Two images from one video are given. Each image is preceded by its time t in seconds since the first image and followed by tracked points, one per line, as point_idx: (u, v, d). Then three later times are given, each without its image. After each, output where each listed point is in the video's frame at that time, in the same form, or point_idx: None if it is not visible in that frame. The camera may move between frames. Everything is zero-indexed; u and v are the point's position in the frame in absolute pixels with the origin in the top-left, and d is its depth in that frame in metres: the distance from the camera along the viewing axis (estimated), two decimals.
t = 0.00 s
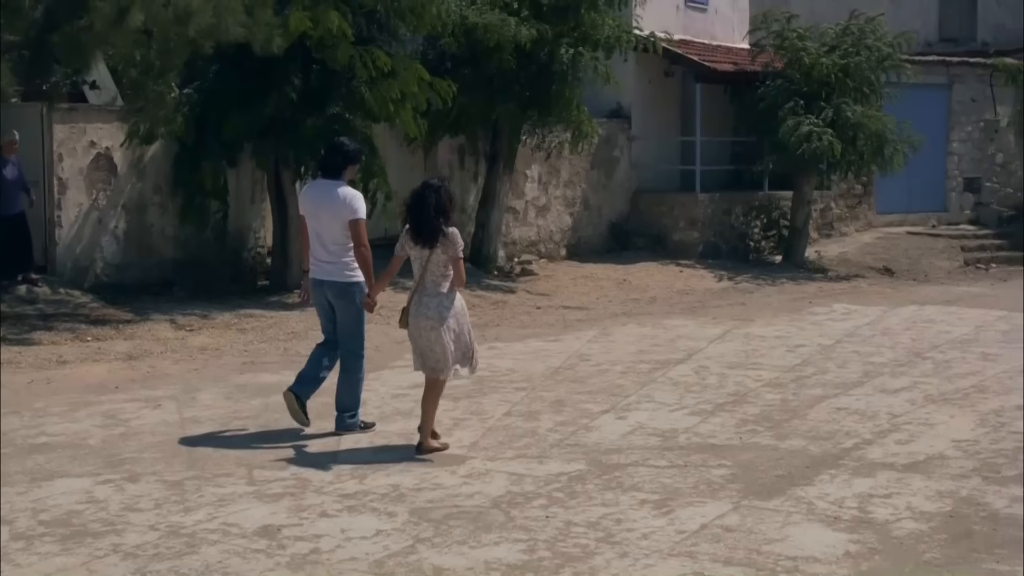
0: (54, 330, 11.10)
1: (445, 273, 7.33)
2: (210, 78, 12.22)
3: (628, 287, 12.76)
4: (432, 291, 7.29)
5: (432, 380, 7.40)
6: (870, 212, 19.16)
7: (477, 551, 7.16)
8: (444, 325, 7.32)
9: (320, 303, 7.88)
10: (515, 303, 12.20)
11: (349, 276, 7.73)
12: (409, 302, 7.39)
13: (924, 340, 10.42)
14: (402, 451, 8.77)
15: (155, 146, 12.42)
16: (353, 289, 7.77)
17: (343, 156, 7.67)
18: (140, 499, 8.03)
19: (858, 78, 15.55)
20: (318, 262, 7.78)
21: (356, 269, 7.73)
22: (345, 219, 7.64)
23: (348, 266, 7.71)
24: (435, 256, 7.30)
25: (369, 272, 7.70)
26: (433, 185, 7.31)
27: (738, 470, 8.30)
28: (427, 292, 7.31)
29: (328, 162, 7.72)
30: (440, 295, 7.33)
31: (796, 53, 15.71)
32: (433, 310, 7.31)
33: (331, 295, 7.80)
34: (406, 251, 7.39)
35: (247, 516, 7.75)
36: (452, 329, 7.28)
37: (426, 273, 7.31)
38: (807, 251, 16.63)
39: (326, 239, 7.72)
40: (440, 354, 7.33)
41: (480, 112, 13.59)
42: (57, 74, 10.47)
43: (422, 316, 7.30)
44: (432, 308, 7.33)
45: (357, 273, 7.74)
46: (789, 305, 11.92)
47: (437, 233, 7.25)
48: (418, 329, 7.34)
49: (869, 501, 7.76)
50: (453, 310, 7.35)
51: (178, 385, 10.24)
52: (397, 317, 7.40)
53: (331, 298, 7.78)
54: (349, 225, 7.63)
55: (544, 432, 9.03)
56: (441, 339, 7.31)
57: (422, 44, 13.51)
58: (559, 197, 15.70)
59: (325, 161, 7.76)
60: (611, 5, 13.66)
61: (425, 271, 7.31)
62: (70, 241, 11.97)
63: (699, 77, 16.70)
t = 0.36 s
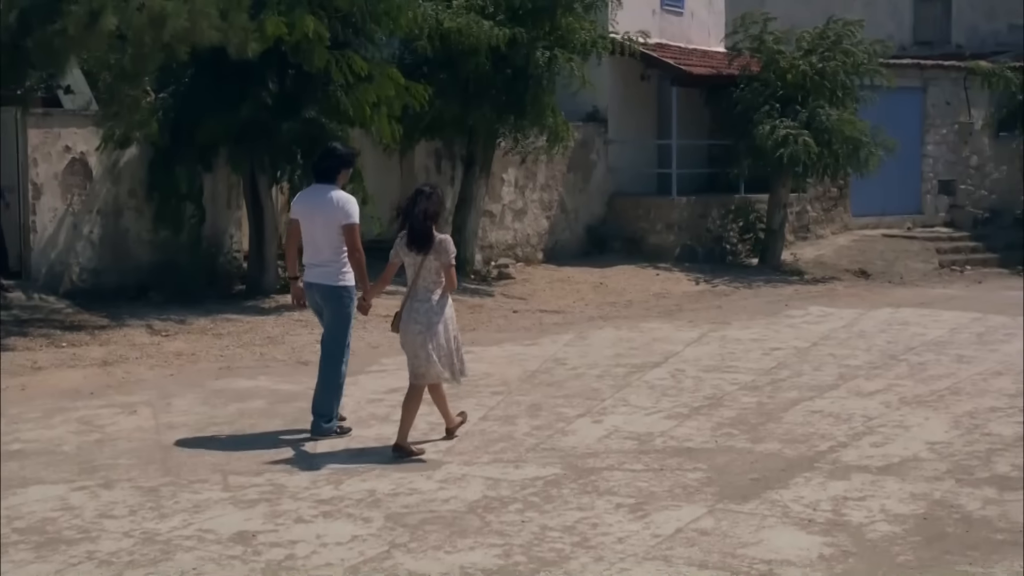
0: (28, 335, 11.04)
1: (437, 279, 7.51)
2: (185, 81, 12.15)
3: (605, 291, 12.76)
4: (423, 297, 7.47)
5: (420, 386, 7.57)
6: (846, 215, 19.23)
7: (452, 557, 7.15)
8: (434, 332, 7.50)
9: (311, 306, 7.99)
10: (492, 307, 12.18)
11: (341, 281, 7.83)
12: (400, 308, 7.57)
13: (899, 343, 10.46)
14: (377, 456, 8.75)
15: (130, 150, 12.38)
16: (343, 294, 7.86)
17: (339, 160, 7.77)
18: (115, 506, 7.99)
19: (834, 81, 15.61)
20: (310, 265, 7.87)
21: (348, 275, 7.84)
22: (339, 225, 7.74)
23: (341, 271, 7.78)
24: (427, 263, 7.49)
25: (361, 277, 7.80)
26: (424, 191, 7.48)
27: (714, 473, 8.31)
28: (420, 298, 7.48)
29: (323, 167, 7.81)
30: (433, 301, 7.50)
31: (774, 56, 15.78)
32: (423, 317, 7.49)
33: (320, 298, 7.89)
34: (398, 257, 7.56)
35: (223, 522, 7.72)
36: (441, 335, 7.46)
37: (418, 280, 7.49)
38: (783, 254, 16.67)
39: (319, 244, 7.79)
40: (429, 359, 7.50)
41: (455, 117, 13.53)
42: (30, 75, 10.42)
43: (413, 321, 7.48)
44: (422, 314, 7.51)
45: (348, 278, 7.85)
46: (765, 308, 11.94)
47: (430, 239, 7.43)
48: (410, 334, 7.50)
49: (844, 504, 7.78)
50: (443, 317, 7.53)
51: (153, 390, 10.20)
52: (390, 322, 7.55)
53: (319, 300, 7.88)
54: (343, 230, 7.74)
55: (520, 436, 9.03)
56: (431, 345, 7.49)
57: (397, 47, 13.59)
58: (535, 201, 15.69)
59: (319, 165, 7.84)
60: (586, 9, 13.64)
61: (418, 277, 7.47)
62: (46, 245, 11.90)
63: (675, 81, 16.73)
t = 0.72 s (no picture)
0: (5, 340, 10.98)
1: (431, 285, 7.69)
2: (163, 85, 12.12)
3: (584, 294, 12.75)
4: (418, 303, 7.66)
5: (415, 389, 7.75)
6: (824, 218, 19.35)
7: (430, 562, 7.14)
8: (429, 336, 7.68)
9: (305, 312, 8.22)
10: (471, 311, 12.17)
11: (335, 287, 8.06)
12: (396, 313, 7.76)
13: (877, 346, 10.49)
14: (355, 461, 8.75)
15: (108, 154, 12.34)
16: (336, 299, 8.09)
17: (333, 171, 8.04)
18: (91, 511, 7.96)
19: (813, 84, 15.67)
20: (306, 272, 8.10)
21: (342, 282, 8.07)
22: (334, 232, 8.02)
23: (336, 277, 8.02)
24: (421, 269, 7.68)
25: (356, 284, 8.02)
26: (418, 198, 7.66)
27: (691, 477, 8.32)
28: (414, 303, 7.67)
29: (318, 178, 8.11)
30: (426, 307, 7.69)
31: (752, 60, 15.93)
32: (418, 322, 7.67)
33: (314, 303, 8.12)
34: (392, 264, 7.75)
35: (200, 527, 7.70)
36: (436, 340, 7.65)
37: (412, 286, 7.67)
38: (762, 257, 16.73)
39: (315, 252, 8.06)
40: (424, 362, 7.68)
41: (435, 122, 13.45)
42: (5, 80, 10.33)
43: (408, 326, 7.66)
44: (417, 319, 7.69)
45: (343, 285, 8.08)
46: (743, 311, 11.97)
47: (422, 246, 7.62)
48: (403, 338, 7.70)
49: (821, 508, 7.80)
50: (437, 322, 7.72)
51: (131, 395, 10.16)
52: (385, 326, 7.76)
53: (312, 305, 8.10)
54: (338, 237, 8.01)
55: (498, 440, 9.04)
56: (426, 349, 7.67)
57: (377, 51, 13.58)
58: (515, 204, 15.67)
59: (315, 177, 8.15)
60: (566, 15, 13.78)
61: (411, 283, 7.66)
62: (22, 249, 11.82)
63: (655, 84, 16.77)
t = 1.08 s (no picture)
0: None
1: (426, 285, 7.78)
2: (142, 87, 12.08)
3: (564, 297, 12.76)
4: (412, 302, 7.77)
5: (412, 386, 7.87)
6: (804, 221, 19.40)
7: (410, 566, 7.14)
8: (424, 334, 7.79)
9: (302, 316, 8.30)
10: (450, 314, 12.16)
11: (333, 292, 8.13)
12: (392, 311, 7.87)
13: (855, 349, 10.54)
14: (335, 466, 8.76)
15: (87, 157, 12.27)
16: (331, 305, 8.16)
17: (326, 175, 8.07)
18: (70, 517, 7.93)
19: (793, 88, 15.70)
20: (304, 278, 8.15)
21: (340, 287, 8.15)
22: (332, 238, 8.04)
23: (333, 284, 8.08)
24: (416, 268, 7.76)
25: (355, 288, 8.09)
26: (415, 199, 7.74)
27: (671, 481, 8.34)
28: (408, 301, 7.78)
29: (313, 184, 8.11)
30: (421, 306, 7.79)
31: (733, 63, 15.84)
32: (413, 320, 7.78)
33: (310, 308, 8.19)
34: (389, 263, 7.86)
35: (179, 533, 7.68)
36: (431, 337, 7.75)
37: (407, 285, 7.78)
38: (741, 260, 16.76)
39: (313, 259, 8.10)
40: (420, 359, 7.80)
41: (415, 125, 13.47)
42: None
43: (403, 324, 7.78)
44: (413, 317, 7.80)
45: (341, 290, 8.15)
46: (722, 314, 12.00)
47: (416, 246, 7.70)
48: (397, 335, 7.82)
49: (799, 512, 7.83)
50: (433, 320, 7.82)
51: (110, 399, 10.12)
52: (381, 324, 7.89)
53: (308, 312, 8.18)
54: (336, 243, 8.04)
55: (478, 445, 9.05)
56: (422, 346, 7.79)
57: (356, 54, 13.47)
58: (494, 207, 15.66)
59: (310, 182, 8.13)
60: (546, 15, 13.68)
61: (406, 282, 7.77)
62: None
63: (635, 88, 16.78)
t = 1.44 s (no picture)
0: None
1: (420, 283, 7.78)
2: (121, 87, 12.05)
3: (544, 298, 12.75)
4: (406, 299, 7.76)
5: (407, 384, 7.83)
6: (783, 222, 19.48)
7: (388, 570, 7.13)
8: (418, 332, 7.76)
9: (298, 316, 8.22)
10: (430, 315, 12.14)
11: (329, 291, 8.08)
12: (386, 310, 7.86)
13: (834, 350, 10.56)
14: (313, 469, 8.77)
15: (65, 158, 12.22)
16: (330, 305, 8.10)
17: (321, 175, 8.08)
18: (48, 520, 7.89)
19: (772, 90, 15.74)
20: (299, 278, 8.09)
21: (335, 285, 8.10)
22: (328, 236, 8.02)
23: (332, 282, 8.04)
24: (409, 266, 7.77)
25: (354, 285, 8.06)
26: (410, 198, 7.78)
27: (649, 484, 8.35)
28: (401, 299, 7.77)
29: (308, 183, 8.07)
30: (414, 304, 7.78)
31: (713, 65, 15.87)
32: (407, 317, 7.76)
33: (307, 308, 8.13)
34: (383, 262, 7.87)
35: (157, 537, 7.66)
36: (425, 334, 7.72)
37: (401, 283, 7.78)
38: (720, 261, 16.81)
39: (309, 257, 8.05)
40: (414, 356, 7.77)
41: (394, 127, 13.57)
42: None
43: (397, 321, 7.76)
44: (407, 315, 7.79)
45: (336, 288, 8.10)
46: (702, 315, 12.02)
47: (411, 244, 7.72)
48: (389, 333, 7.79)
49: (777, 514, 7.84)
50: (427, 318, 7.80)
51: (88, 401, 10.08)
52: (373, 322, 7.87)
53: (306, 310, 8.11)
54: (333, 241, 8.01)
55: (457, 447, 9.05)
56: (416, 343, 7.76)
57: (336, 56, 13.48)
58: (474, 208, 15.63)
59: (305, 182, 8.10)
60: (526, 17, 13.77)
61: (400, 280, 7.77)
62: None
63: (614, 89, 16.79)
